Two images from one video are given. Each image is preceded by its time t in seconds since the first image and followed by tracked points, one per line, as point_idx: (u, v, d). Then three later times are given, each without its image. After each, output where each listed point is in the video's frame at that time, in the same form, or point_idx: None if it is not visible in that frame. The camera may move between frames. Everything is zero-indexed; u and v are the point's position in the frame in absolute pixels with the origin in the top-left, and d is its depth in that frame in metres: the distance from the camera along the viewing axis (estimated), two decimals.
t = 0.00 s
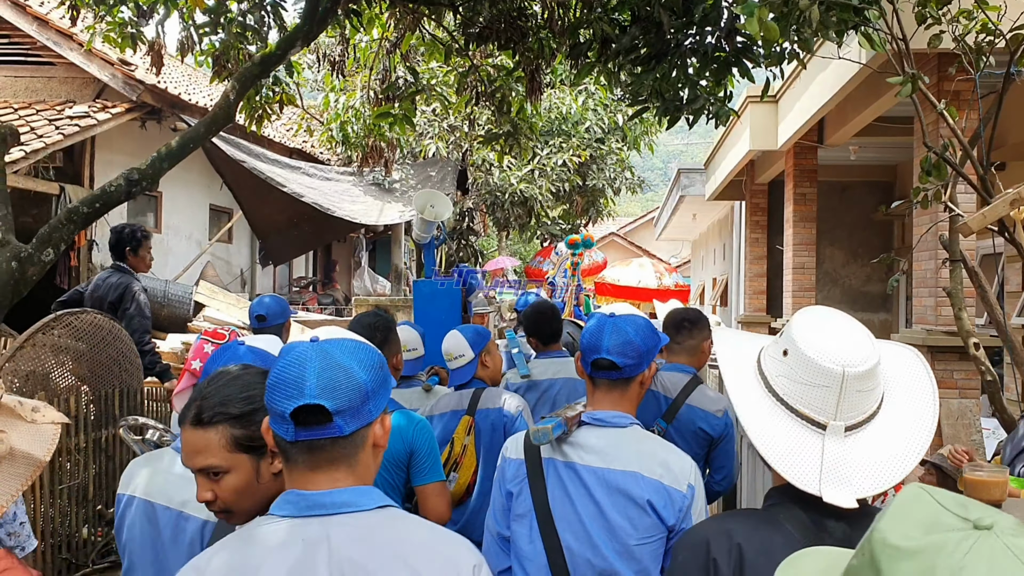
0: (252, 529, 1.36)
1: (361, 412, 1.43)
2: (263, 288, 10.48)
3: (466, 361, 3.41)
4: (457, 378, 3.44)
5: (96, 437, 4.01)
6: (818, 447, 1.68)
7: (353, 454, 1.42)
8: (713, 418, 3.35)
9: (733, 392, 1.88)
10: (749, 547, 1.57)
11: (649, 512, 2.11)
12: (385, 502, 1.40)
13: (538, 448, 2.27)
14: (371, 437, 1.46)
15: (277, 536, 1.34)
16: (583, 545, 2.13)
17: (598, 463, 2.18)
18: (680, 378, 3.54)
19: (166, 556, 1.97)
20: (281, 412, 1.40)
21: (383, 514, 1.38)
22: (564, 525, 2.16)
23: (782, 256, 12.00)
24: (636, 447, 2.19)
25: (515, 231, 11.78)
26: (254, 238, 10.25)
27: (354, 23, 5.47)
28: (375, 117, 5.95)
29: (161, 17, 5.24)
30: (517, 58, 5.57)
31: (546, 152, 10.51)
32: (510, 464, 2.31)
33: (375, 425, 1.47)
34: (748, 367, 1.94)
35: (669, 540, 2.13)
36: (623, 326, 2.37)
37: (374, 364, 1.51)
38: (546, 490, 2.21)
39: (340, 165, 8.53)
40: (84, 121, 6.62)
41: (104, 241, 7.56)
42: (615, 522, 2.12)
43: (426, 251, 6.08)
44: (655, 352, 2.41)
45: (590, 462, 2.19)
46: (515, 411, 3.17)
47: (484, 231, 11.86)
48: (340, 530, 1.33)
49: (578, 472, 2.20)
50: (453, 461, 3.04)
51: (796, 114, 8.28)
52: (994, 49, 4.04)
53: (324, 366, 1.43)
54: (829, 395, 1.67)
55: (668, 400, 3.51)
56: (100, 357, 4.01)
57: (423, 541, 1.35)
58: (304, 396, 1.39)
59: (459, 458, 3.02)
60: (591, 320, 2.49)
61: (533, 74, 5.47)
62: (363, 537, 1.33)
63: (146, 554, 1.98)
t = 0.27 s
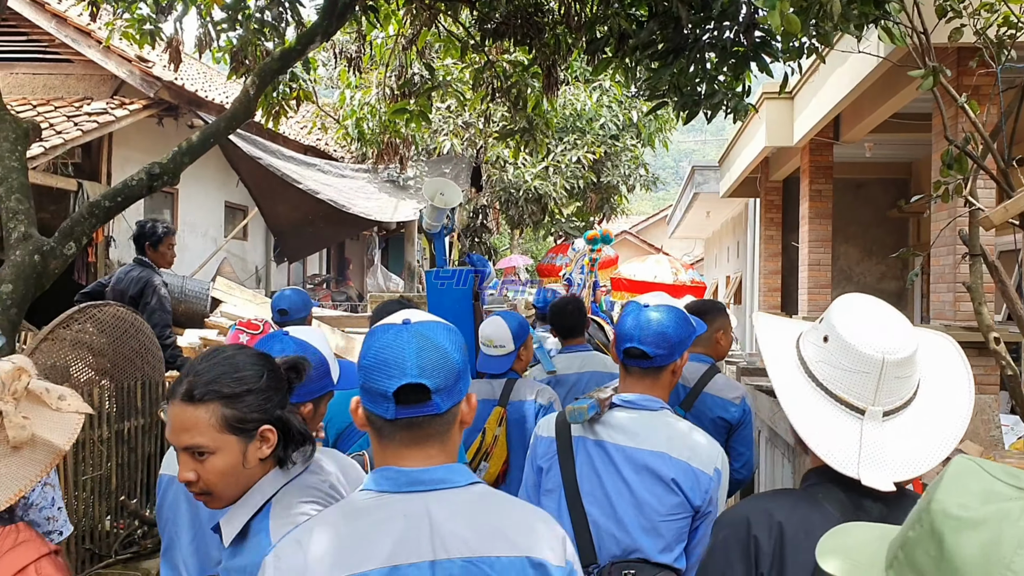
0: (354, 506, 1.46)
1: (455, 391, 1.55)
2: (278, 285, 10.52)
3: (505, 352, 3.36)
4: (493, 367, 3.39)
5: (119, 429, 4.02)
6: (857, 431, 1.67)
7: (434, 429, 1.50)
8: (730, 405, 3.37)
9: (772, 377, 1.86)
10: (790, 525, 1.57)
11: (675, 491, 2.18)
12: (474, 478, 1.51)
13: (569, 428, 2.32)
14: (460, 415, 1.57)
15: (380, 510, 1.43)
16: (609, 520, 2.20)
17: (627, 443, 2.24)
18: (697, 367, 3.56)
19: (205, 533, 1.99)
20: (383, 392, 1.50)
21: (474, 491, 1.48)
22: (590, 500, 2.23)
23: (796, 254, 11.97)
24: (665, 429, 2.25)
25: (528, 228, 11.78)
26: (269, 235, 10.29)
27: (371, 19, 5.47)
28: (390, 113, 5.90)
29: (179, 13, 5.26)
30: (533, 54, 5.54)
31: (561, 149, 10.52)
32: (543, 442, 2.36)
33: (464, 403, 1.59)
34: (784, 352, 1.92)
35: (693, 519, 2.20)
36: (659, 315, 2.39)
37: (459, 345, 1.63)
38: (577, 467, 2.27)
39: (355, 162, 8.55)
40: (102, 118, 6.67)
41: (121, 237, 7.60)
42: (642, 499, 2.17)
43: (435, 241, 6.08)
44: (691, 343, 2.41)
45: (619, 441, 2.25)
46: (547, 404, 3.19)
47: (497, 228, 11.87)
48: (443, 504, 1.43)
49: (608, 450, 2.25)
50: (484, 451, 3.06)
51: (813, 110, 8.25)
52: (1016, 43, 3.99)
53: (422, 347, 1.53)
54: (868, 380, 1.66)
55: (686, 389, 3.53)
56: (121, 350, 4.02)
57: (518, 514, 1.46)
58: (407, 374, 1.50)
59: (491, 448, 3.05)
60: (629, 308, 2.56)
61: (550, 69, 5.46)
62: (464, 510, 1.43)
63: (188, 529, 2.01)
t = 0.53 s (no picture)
0: (457, 481, 1.60)
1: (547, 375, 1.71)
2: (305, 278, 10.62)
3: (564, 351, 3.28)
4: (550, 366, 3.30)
5: (155, 418, 4.08)
6: (906, 421, 1.65)
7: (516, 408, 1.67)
8: (761, 395, 3.36)
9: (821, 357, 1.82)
10: (828, 503, 1.62)
11: (718, 472, 2.33)
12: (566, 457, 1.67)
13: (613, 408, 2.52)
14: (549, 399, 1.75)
15: (486, 489, 1.58)
16: (654, 499, 2.36)
17: (668, 426, 2.41)
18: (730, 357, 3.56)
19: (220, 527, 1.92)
20: (488, 376, 1.65)
21: (567, 468, 1.64)
22: (636, 478, 2.41)
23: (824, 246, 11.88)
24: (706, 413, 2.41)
25: (554, 221, 11.79)
26: (297, 228, 10.38)
27: (399, 11, 5.47)
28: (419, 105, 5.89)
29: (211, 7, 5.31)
30: (562, 45, 5.52)
31: (588, 141, 10.53)
32: (588, 423, 2.57)
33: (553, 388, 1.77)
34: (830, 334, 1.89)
35: (737, 499, 2.34)
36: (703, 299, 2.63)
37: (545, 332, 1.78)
38: (624, 449, 2.45)
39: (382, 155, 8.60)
40: (134, 111, 6.75)
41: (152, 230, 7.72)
42: (685, 478, 2.34)
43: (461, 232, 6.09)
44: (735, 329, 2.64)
45: (661, 424, 2.42)
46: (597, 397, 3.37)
47: (523, 222, 11.90)
48: (544, 481, 1.59)
49: (652, 433, 2.43)
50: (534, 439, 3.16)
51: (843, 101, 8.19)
52: None
53: (519, 335, 1.69)
54: (920, 371, 1.64)
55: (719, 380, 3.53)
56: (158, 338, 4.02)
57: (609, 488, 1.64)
58: (510, 360, 1.65)
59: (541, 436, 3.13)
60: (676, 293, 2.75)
61: (579, 61, 5.42)
62: (562, 485, 1.60)
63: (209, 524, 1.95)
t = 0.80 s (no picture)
0: (534, 454, 1.82)
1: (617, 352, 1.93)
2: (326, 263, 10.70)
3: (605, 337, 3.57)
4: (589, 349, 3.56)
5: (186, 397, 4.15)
6: (924, 398, 1.76)
7: (579, 384, 1.87)
8: (790, 380, 3.37)
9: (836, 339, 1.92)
10: (831, 470, 1.79)
11: (750, 447, 2.54)
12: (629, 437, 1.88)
13: (647, 386, 2.75)
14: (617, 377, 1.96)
15: (565, 465, 1.78)
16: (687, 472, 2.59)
17: (701, 401, 2.63)
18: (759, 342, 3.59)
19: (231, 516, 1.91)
20: (564, 356, 1.86)
21: (631, 445, 1.86)
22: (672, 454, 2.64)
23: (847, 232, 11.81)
24: (737, 389, 2.62)
25: (575, 206, 11.79)
26: (318, 213, 10.45)
27: None
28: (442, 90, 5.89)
29: None
30: (585, 29, 5.46)
31: (610, 125, 10.51)
32: (624, 401, 2.83)
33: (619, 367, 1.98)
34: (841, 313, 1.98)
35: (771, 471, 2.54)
36: (738, 278, 2.82)
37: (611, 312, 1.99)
38: (660, 425, 2.69)
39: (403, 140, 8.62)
40: (159, 97, 6.81)
41: (177, 215, 7.82)
42: (717, 452, 2.56)
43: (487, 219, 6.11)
44: (768, 310, 2.83)
45: (694, 400, 2.65)
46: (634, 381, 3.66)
47: (544, 206, 11.90)
48: (614, 457, 1.80)
49: (686, 409, 2.66)
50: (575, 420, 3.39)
51: (868, 85, 8.12)
52: None
53: (592, 318, 1.90)
54: (937, 350, 1.75)
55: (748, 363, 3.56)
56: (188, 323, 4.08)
57: (672, 466, 1.86)
58: (585, 342, 1.86)
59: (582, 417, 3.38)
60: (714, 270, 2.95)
61: (603, 45, 5.36)
62: (628, 459, 1.81)
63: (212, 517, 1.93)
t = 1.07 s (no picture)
0: (569, 425, 1.94)
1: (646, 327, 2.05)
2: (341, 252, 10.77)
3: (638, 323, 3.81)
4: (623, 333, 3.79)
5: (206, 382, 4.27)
6: (903, 370, 1.82)
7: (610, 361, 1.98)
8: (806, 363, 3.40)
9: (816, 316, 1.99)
10: (814, 442, 1.83)
11: (763, 422, 2.57)
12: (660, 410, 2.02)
13: (658, 368, 2.76)
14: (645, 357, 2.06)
15: (599, 434, 1.90)
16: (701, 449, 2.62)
17: (713, 380, 2.66)
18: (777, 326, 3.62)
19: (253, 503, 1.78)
20: (598, 337, 1.95)
21: (664, 418, 1.99)
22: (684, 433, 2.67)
23: (862, 221, 11.78)
24: (750, 366, 2.65)
25: (589, 196, 11.78)
26: (333, 202, 10.50)
27: None
28: (458, 78, 5.88)
29: None
30: (601, 16, 5.44)
31: (625, 114, 10.50)
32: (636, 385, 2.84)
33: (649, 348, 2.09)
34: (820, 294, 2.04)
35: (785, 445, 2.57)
36: (749, 264, 2.85)
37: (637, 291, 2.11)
38: (670, 404, 2.71)
39: (419, 128, 8.64)
40: (175, 86, 6.84)
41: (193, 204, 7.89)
42: (730, 429, 2.59)
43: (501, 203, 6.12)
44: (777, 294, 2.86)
45: (707, 380, 2.68)
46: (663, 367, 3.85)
47: (558, 195, 11.91)
48: (644, 426, 1.94)
49: (697, 388, 2.68)
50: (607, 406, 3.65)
51: (885, 73, 8.10)
52: None
53: (624, 299, 2.01)
54: (912, 324, 1.82)
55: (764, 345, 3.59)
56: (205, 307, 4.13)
57: (701, 440, 2.00)
58: (618, 322, 1.96)
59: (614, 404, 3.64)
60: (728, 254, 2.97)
61: (619, 32, 5.33)
62: (658, 431, 1.94)
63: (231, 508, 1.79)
